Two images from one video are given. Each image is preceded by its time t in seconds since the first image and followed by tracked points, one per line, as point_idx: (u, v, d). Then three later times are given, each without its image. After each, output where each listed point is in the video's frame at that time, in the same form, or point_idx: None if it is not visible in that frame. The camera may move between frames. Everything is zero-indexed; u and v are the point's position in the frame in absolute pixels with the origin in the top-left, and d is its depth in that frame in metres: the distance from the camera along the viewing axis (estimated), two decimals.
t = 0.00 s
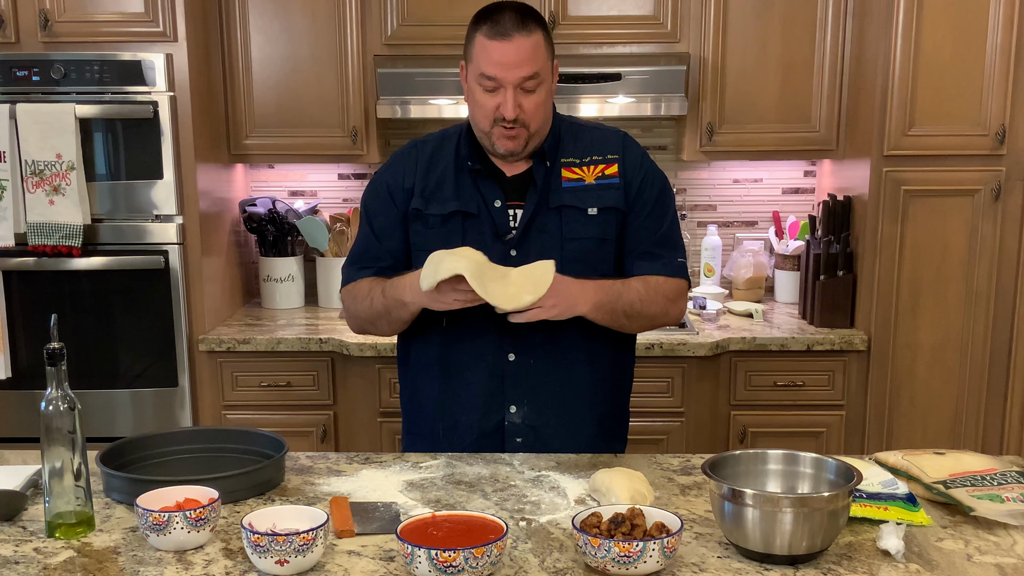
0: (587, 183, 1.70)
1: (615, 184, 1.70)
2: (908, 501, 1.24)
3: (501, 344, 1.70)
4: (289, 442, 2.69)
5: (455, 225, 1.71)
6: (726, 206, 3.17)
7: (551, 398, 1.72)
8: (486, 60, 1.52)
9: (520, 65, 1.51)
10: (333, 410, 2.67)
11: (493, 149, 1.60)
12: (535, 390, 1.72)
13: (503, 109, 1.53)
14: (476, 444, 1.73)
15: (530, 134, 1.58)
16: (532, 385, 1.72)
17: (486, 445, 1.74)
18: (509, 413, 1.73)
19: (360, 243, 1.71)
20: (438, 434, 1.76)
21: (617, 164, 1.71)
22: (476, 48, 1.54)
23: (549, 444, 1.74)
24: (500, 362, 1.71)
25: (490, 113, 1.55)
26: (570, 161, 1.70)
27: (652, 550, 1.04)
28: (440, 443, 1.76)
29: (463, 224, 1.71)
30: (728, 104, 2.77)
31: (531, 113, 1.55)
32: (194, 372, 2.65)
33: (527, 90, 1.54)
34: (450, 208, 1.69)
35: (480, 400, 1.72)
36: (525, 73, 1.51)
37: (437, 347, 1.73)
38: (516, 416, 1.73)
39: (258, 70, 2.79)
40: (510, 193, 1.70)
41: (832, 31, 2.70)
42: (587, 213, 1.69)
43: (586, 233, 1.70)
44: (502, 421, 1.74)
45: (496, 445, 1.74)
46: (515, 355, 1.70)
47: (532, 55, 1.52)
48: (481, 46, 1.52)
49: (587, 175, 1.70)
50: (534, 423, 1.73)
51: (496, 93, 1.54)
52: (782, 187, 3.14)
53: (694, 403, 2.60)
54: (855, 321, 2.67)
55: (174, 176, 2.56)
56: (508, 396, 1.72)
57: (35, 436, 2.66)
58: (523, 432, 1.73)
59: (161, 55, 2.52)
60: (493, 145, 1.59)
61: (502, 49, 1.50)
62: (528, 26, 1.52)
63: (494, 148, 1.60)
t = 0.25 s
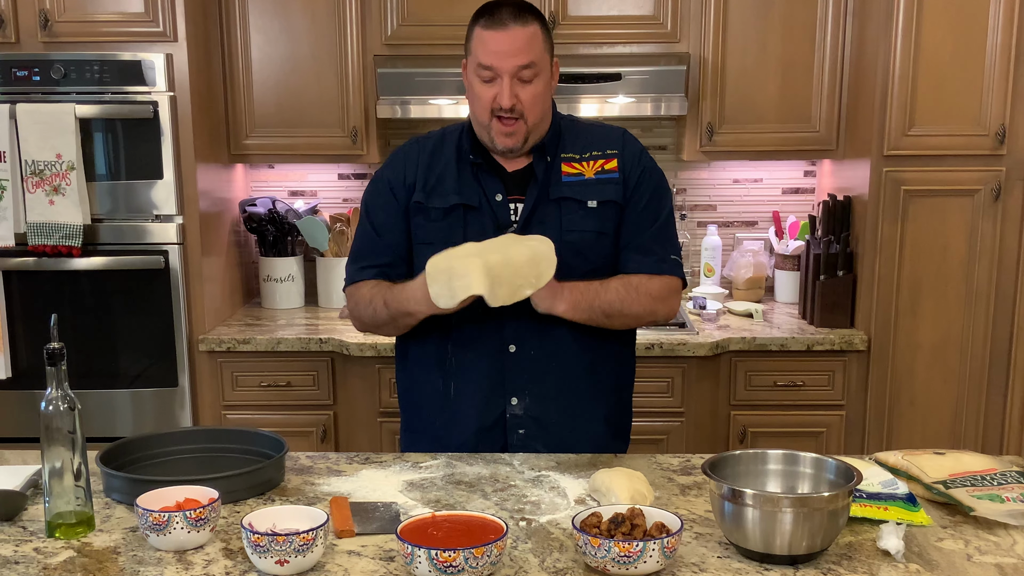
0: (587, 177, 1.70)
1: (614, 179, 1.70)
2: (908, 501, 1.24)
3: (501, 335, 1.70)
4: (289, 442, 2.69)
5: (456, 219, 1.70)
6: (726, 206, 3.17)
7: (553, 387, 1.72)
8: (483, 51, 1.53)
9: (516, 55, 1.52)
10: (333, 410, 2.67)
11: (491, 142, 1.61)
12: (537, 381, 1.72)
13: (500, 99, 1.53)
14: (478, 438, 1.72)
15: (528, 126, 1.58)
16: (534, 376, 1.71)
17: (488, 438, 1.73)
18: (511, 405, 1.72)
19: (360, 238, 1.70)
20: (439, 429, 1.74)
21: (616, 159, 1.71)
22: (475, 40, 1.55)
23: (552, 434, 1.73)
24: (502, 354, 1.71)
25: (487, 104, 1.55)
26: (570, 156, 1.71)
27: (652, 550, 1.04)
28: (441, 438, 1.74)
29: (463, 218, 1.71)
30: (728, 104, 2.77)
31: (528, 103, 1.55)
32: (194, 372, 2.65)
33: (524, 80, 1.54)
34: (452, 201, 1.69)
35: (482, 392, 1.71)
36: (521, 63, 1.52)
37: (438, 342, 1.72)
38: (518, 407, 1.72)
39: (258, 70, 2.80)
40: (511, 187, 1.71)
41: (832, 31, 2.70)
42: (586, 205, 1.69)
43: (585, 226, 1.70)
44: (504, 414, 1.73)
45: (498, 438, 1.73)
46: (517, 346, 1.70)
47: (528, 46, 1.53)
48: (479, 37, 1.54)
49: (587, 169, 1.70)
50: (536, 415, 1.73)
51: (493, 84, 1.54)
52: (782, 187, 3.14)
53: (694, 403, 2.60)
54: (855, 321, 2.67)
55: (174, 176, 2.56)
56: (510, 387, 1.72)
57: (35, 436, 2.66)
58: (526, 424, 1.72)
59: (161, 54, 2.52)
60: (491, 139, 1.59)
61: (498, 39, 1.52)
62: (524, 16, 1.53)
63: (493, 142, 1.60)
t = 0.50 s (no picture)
0: (581, 177, 1.70)
1: (609, 177, 1.71)
2: (908, 501, 1.24)
3: (501, 336, 1.70)
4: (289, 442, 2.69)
5: (461, 221, 1.70)
6: (726, 206, 3.17)
7: (553, 387, 1.72)
8: (476, 28, 1.61)
9: (506, 30, 1.60)
10: (333, 410, 2.67)
11: (484, 116, 1.62)
12: (537, 381, 1.72)
13: (491, 69, 1.58)
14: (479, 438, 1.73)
15: (520, 99, 1.61)
16: (534, 376, 1.72)
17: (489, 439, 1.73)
18: (512, 406, 1.72)
19: (367, 243, 1.68)
20: (439, 431, 1.74)
21: (610, 158, 1.72)
22: (468, 24, 1.64)
23: (553, 434, 1.73)
24: (502, 355, 1.71)
25: (480, 76, 1.60)
26: (563, 156, 1.71)
27: (652, 550, 1.04)
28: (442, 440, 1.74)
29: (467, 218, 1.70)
30: (728, 104, 2.77)
31: (520, 75, 1.60)
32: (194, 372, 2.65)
33: (515, 53, 1.61)
34: (455, 204, 1.69)
35: (483, 392, 1.72)
36: (512, 38, 1.60)
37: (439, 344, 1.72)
38: (519, 407, 1.72)
39: (258, 70, 2.79)
40: (510, 188, 1.71)
41: (832, 31, 2.70)
42: (581, 205, 1.69)
43: (582, 225, 1.70)
44: (504, 415, 1.73)
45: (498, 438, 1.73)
46: (517, 347, 1.70)
47: (518, 24, 1.61)
48: (472, 20, 1.63)
49: (581, 169, 1.70)
50: (537, 415, 1.73)
51: (485, 58, 1.60)
52: (782, 187, 3.14)
53: (694, 403, 2.60)
54: (855, 321, 2.67)
55: (175, 176, 2.56)
56: (511, 388, 1.72)
57: (36, 436, 2.66)
58: (527, 424, 1.72)
59: (161, 54, 2.52)
60: (484, 111, 1.61)
61: (489, 17, 1.61)
62: (514, 2, 1.65)
63: (485, 115, 1.62)
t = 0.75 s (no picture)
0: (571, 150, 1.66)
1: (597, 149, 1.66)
2: (908, 501, 1.24)
3: (508, 302, 1.63)
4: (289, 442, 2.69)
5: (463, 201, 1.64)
6: (726, 206, 3.17)
7: (565, 353, 1.63)
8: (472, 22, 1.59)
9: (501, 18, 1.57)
10: (333, 410, 2.67)
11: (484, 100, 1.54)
12: (548, 347, 1.63)
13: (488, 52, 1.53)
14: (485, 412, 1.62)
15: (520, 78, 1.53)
16: (545, 342, 1.62)
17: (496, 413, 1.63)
18: (522, 374, 1.62)
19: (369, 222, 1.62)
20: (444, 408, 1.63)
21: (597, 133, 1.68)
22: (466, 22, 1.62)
23: (565, 402, 1.64)
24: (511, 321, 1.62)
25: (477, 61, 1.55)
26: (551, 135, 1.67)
27: (652, 550, 1.04)
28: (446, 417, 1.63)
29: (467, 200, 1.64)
30: (728, 104, 2.77)
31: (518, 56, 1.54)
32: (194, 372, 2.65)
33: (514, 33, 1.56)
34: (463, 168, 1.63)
35: (490, 361, 1.63)
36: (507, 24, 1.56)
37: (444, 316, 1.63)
38: (529, 375, 1.62)
39: (258, 70, 2.80)
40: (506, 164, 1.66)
41: (832, 31, 2.70)
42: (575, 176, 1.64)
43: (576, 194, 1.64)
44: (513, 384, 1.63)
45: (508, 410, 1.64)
46: (525, 313, 1.62)
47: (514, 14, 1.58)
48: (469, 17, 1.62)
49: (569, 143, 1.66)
50: (548, 383, 1.63)
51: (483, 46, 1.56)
52: (782, 187, 3.14)
53: (694, 403, 2.60)
54: (855, 321, 2.67)
55: (175, 176, 2.56)
56: (521, 354, 1.62)
57: (36, 436, 2.66)
58: (537, 393, 1.62)
59: (161, 55, 2.52)
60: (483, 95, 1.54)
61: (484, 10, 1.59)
62: None
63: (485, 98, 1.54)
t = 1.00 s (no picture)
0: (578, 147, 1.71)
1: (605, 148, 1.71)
2: (908, 501, 1.24)
3: (503, 291, 1.67)
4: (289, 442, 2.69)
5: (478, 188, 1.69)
6: (726, 206, 3.17)
7: (552, 347, 1.67)
8: (489, 11, 1.62)
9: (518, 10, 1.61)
10: (333, 410, 2.67)
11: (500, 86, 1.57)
12: (535, 339, 1.67)
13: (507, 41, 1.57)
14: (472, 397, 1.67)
15: (535, 71, 1.58)
16: (534, 334, 1.67)
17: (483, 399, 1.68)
18: (508, 363, 1.67)
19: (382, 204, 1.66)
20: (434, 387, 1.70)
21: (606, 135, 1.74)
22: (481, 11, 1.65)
23: (548, 395, 1.68)
24: (502, 310, 1.67)
25: (494, 49, 1.58)
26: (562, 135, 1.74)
27: (652, 550, 1.04)
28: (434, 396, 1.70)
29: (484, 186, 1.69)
30: (728, 104, 2.77)
31: (535, 50, 1.59)
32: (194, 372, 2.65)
33: (528, 33, 1.60)
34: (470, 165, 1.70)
35: (478, 347, 1.67)
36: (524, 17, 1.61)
37: (440, 298, 1.68)
38: (515, 365, 1.67)
39: (258, 70, 2.80)
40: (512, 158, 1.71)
41: (832, 31, 2.70)
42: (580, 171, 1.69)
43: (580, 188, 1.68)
44: (499, 372, 1.67)
45: (493, 396, 1.68)
46: (517, 303, 1.66)
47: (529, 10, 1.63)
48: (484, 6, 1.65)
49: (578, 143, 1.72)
50: (534, 373, 1.67)
51: (499, 35, 1.59)
52: (782, 187, 3.14)
53: (694, 403, 2.60)
54: (855, 321, 2.67)
55: (175, 176, 2.56)
56: (509, 344, 1.67)
57: (36, 436, 2.66)
58: (522, 383, 1.67)
59: (161, 54, 2.52)
60: (500, 81, 1.57)
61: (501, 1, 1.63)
62: None
63: (501, 85, 1.57)
